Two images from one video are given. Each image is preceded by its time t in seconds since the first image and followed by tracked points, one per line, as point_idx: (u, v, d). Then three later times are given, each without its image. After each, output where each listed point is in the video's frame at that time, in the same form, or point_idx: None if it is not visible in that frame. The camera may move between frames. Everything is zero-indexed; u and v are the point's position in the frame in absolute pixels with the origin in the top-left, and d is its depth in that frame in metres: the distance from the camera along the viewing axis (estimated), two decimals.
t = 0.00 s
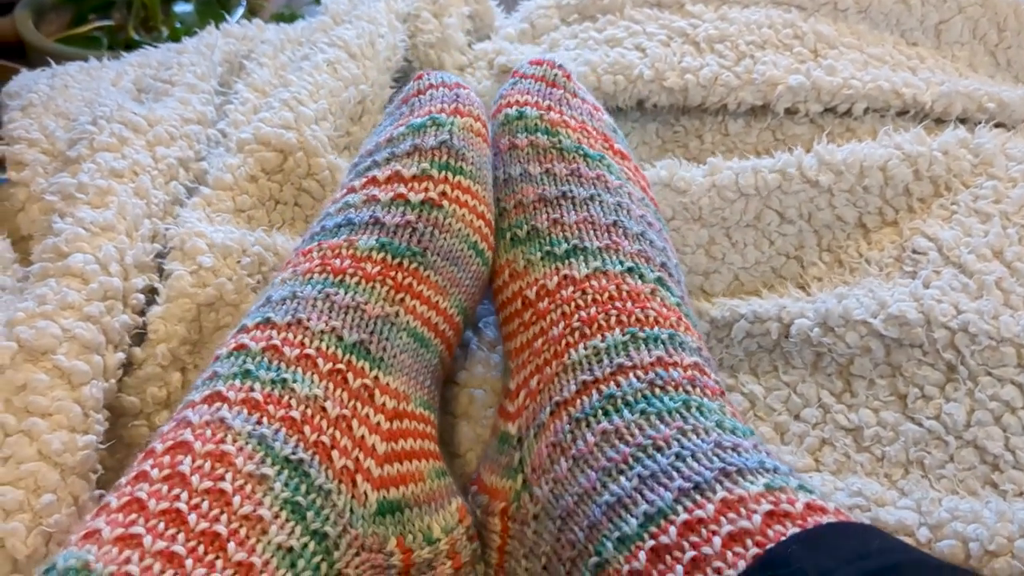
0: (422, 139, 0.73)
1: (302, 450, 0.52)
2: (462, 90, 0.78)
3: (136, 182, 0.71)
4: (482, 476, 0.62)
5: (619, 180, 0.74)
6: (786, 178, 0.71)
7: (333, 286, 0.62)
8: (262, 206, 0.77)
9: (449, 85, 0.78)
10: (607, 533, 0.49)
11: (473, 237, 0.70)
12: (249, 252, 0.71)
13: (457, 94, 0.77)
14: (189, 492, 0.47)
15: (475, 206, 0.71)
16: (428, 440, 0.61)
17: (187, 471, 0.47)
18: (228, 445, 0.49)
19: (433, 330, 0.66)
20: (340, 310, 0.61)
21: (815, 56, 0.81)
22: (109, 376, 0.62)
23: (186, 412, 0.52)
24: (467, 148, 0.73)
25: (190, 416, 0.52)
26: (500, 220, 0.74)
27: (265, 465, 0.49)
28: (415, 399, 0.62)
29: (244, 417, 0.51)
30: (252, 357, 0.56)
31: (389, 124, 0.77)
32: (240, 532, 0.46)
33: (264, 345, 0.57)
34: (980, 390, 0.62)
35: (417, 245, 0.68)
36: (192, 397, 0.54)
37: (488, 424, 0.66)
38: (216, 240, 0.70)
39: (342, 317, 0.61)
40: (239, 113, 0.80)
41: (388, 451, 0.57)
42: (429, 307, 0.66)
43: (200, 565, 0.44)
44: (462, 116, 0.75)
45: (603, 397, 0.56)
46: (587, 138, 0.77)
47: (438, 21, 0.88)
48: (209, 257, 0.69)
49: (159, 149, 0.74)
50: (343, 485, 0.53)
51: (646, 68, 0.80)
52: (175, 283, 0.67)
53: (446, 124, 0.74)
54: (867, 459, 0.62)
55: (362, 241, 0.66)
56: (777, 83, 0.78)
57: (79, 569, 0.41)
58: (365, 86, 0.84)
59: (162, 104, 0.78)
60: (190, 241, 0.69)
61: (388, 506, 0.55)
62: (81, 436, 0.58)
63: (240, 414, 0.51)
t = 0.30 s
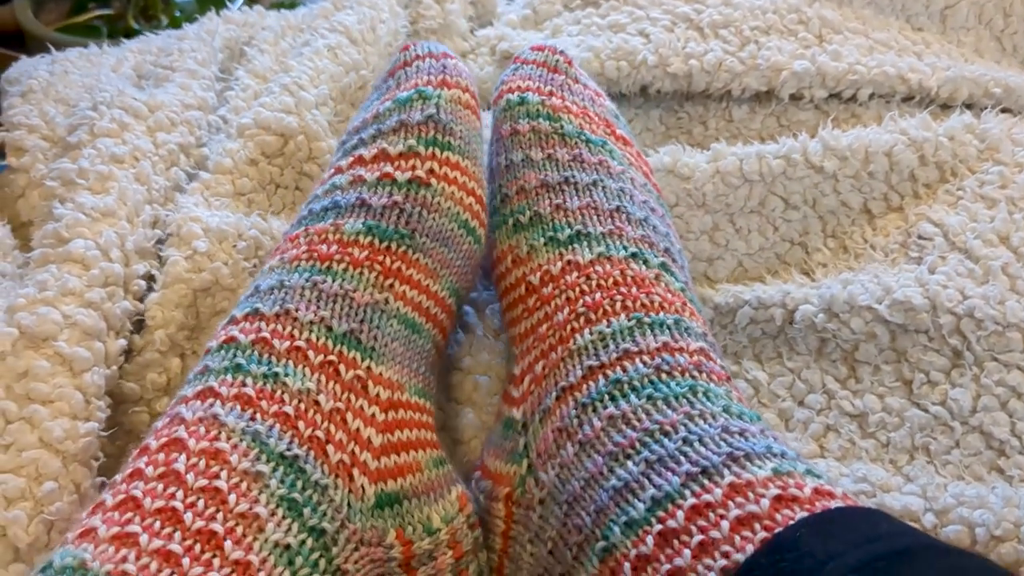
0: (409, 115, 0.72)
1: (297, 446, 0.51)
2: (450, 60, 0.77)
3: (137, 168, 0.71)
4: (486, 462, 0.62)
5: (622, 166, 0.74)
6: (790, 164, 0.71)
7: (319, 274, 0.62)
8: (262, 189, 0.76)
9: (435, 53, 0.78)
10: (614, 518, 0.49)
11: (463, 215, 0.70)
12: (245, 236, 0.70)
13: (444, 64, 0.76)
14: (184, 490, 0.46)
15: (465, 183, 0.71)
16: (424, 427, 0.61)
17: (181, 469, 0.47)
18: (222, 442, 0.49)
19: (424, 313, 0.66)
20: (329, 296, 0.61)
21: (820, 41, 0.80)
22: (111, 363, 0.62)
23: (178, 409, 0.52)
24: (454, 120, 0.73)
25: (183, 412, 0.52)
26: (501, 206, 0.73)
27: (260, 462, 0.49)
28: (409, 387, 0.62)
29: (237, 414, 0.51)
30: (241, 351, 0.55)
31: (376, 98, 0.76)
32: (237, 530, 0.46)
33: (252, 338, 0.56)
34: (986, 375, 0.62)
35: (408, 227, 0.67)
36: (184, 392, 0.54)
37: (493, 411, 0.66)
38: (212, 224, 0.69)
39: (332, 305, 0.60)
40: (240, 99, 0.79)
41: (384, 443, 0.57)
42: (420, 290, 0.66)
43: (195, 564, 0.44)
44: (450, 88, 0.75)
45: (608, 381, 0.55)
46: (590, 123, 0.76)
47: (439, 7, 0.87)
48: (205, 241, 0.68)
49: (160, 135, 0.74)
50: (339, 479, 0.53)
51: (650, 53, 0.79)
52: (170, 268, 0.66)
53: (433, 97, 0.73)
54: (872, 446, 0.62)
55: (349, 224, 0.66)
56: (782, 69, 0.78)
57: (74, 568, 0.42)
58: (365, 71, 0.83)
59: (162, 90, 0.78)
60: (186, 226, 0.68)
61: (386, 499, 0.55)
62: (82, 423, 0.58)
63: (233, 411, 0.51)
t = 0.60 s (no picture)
0: (399, 95, 0.71)
1: (298, 441, 0.51)
2: (439, 34, 0.76)
3: (140, 156, 0.70)
4: (491, 451, 0.62)
5: (628, 153, 0.73)
6: (796, 152, 0.71)
7: (311, 263, 0.62)
8: (265, 177, 0.76)
9: (424, 27, 0.77)
10: (621, 508, 0.49)
11: (455, 197, 0.70)
12: (244, 223, 0.70)
13: (433, 39, 0.76)
14: (187, 487, 0.46)
15: (457, 163, 0.71)
16: (424, 415, 0.61)
17: (183, 466, 0.47)
18: (223, 438, 0.49)
19: (419, 299, 0.66)
20: (325, 286, 0.61)
21: (825, 30, 0.80)
22: (116, 352, 0.61)
23: (177, 404, 0.52)
24: (445, 99, 0.72)
25: (182, 408, 0.51)
26: (506, 193, 0.72)
27: (261, 459, 0.49)
28: (408, 377, 0.62)
29: (237, 409, 0.51)
30: (238, 344, 0.55)
31: (364, 77, 0.76)
32: (240, 527, 0.46)
33: (249, 331, 0.56)
34: (992, 363, 0.62)
35: (402, 214, 0.67)
36: (181, 387, 0.54)
37: (498, 400, 0.66)
38: (211, 212, 0.69)
39: (328, 296, 0.60)
40: (242, 88, 0.79)
41: (385, 436, 0.56)
42: (414, 276, 0.66)
43: (200, 561, 0.44)
44: (440, 65, 0.74)
45: (616, 371, 0.55)
46: (596, 110, 0.76)
47: None
48: (203, 229, 0.68)
49: (163, 123, 0.73)
50: (342, 474, 0.53)
51: (654, 42, 0.79)
52: (169, 257, 0.66)
53: (423, 76, 0.72)
54: (877, 434, 0.62)
55: (341, 212, 0.65)
56: (787, 57, 0.77)
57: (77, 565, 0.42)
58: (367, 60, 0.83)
59: (165, 79, 0.77)
60: (186, 215, 0.68)
61: (389, 492, 0.55)
62: (87, 412, 0.58)
63: (233, 407, 0.51)
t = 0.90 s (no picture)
0: (391, 86, 0.72)
1: (298, 436, 0.52)
2: (428, 21, 0.76)
3: (141, 149, 0.71)
4: (494, 444, 0.62)
5: (640, 140, 0.73)
6: (796, 143, 0.71)
7: (308, 257, 0.62)
8: (265, 169, 0.76)
9: (413, 15, 0.77)
10: (623, 505, 0.49)
11: (450, 187, 0.70)
12: (244, 216, 0.70)
13: (422, 26, 0.76)
14: (189, 481, 0.47)
15: (452, 153, 0.71)
16: (424, 407, 0.62)
17: (185, 460, 0.48)
18: (224, 432, 0.49)
19: (416, 291, 0.66)
20: (323, 280, 0.61)
21: (824, 23, 0.80)
22: (117, 344, 0.62)
23: (177, 398, 0.52)
24: (437, 89, 0.72)
25: (182, 402, 0.52)
26: (514, 176, 0.72)
27: (263, 453, 0.50)
28: (407, 370, 0.62)
29: (237, 404, 0.51)
30: (236, 339, 0.55)
31: (354, 68, 0.76)
32: (242, 520, 0.47)
33: (248, 325, 0.56)
34: (990, 355, 0.62)
35: (398, 207, 0.67)
36: (182, 381, 0.54)
37: (497, 392, 0.66)
38: (211, 204, 0.69)
39: (326, 290, 0.60)
40: (243, 82, 0.79)
41: (385, 429, 0.57)
42: (411, 268, 0.66)
43: (202, 554, 0.44)
44: (430, 54, 0.74)
45: (622, 369, 0.56)
46: (609, 94, 0.76)
47: None
48: (203, 221, 0.68)
49: (163, 116, 0.74)
50: (342, 467, 0.53)
51: (654, 36, 0.80)
52: (169, 249, 0.67)
53: (414, 66, 0.73)
54: (876, 426, 0.63)
55: (336, 205, 0.65)
56: (786, 51, 0.77)
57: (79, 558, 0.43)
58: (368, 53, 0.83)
59: (166, 72, 0.77)
60: (186, 207, 0.69)
61: (388, 485, 0.55)
62: (89, 403, 0.58)
63: (233, 401, 0.51)
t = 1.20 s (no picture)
0: (382, 79, 0.71)
1: (290, 432, 0.52)
2: (419, 15, 0.76)
3: (133, 144, 0.70)
4: (490, 441, 0.63)
5: (653, 131, 0.72)
6: (791, 137, 0.71)
7: (300, 253, 0.61)
8: (258, 164, 0.76)
9: (403, 9, 0.76)
10: (616, 513, 0.49)
11: (443, 182, 0.70)
12: (235, 210, 0.70)
13: (413, 20, 0.75)
14: (179, 478, 0.47)
15: (445, 147, 0.71)
16: (416, 403, 0.62)
17: (175, 457, 0.47)
18: (215, 430, 0.49)
19: (408, 287, 0.66)
20: (315, 276, 0.60)
21: (819, 17, 0.80)
22: (109, 339, 0.62)
23: (168, 395, 0.52)
24: (429, 83, 0.72)
25: (173, 398, 0.52)
26: (519, 162, 0.71)
27: (254, 450, 0.49)
28: (399, 365, 0.62)
29: (229, 401, 0.51)
30: (227, 335, 0.55)
31: (344, 62, 0.76)
32: (233, 517, 0.46)
33: (239, 321, 0.56)
34: (984, 350, 0.62)
35: (392, 202, 0.67)
36: (174, 376, 0.54)
37: (489, 386, 0.66)
38: (202, 198, 0.69)
39: (320, 287, 0.60)
40: (236, 75, 0.79)
41: (377, 425, 0.57)
42: (403, 263, 0.66)
43: (191, 551, 0.44)
44: (422, 48, 0.74)
45: (619, 375, 0.55)
46: (624, 80, 0.73)
47: None
48: (195, 216, 0.68)
49: (156, 111, 0.73)
50: (334, 464, 0.53)
51: (648, 29, 0.79)
52: (161, 244, 0.66)
53: (405, 60, 0.72)
54: (869, 422, 0.62)
55: (329, 201, 0.65)
56: (780, 45, 0.77)
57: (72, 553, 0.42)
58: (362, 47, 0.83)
59: (158, 66, 0.77)
60: (178, 201, 0.68)
61: (380, 482, 0.55)
62: (81, 398, 0.58)
63: (224, 398, 0.51)
